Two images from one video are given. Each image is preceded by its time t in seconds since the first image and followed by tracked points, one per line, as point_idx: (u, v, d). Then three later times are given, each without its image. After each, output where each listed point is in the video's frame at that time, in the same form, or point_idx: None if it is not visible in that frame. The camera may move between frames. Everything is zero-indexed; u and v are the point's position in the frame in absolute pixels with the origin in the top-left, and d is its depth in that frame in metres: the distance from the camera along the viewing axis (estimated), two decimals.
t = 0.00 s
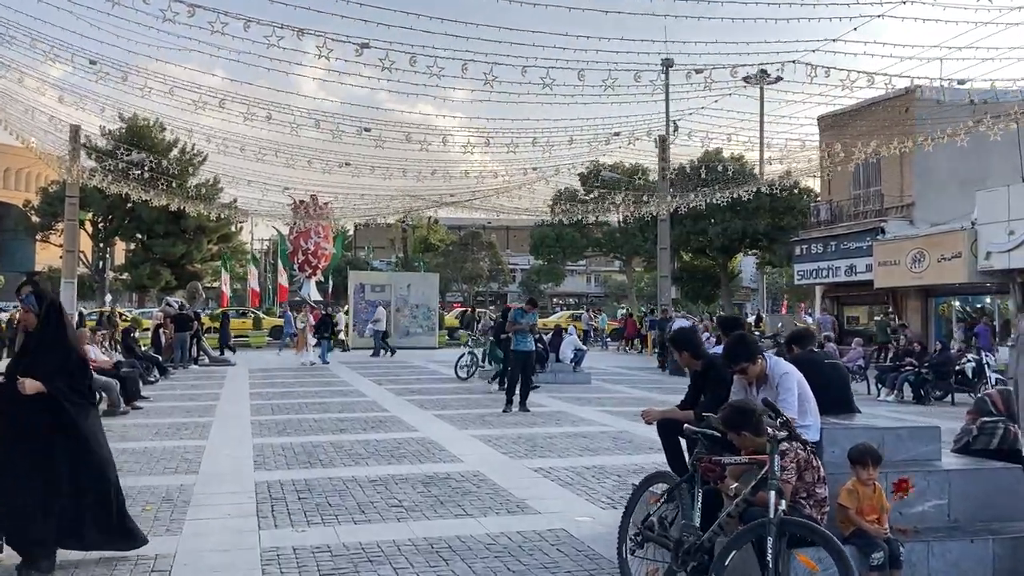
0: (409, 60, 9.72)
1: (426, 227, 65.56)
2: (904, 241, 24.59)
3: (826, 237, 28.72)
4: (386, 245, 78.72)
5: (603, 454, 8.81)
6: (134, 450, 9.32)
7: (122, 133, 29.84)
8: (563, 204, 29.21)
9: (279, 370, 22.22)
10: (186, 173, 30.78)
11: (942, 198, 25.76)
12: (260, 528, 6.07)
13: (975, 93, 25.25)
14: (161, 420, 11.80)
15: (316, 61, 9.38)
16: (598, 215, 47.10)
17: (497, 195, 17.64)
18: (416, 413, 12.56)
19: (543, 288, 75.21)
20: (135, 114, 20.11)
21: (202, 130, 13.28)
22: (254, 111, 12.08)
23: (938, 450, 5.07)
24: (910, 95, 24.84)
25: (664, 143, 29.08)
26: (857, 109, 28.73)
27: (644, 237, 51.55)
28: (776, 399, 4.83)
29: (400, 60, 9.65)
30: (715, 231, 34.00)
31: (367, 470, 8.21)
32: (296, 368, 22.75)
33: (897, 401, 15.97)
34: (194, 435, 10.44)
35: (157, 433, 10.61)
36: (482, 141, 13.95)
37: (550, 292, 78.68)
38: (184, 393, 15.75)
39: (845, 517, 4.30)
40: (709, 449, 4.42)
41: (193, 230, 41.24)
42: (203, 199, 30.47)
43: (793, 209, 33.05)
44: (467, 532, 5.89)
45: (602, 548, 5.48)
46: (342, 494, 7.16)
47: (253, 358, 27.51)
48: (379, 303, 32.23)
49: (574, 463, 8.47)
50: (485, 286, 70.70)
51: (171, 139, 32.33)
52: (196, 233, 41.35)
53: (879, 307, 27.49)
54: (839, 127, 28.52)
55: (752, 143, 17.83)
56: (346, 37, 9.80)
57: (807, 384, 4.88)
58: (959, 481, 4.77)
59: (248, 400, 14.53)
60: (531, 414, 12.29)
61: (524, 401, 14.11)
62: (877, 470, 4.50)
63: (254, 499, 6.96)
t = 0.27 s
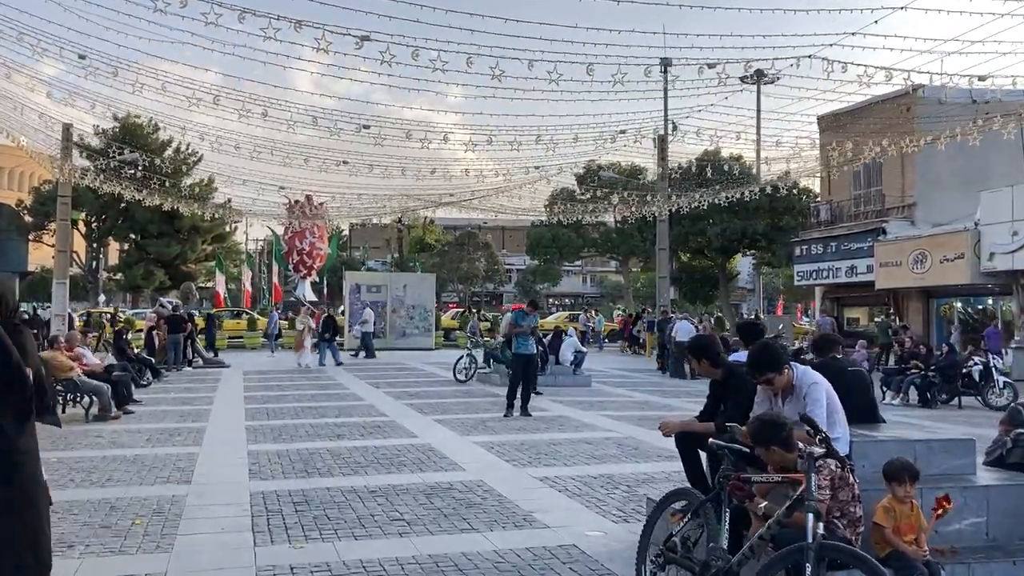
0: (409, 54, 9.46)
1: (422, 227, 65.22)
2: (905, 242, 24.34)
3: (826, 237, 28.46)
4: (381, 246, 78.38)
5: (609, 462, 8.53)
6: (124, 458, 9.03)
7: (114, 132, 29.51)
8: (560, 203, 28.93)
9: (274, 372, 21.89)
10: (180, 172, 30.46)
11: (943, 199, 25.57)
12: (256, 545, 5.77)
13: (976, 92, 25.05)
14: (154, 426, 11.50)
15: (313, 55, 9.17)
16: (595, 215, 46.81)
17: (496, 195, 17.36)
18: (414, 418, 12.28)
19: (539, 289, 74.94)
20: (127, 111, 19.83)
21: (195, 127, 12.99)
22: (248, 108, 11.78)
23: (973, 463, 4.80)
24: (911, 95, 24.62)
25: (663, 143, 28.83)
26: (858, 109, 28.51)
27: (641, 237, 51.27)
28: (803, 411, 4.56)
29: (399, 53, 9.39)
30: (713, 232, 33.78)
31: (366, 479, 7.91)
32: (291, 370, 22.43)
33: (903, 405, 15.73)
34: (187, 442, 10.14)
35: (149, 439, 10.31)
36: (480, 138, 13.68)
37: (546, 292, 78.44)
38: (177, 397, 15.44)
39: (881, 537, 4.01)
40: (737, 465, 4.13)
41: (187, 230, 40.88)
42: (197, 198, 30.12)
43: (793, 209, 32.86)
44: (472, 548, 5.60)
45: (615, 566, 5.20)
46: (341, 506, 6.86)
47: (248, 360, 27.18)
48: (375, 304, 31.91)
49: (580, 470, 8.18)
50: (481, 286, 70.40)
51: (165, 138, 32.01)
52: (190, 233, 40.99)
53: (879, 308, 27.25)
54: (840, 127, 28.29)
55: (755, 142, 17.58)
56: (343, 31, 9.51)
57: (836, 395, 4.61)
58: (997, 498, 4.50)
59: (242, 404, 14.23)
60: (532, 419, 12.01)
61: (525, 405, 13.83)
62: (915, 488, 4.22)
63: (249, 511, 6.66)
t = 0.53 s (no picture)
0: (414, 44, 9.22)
1: (420, 226, 64.94)
2: (910, 240, 24.09)
3: (829, 237, 28.22)
4: (379, 245, 78.13)
5: (619, 465, 8.28)
6: (119, 460, 8.76)
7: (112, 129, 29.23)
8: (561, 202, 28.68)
9: (273, 372, 21.63)
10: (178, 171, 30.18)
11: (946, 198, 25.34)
12: (256, 553, 5.51)
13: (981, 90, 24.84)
14: (150, 427, 11.23)
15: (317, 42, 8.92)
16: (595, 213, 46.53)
17: (497, 193, 17.12)
18: (416, 419, 12.02)
19: (538, 289, 74.70)
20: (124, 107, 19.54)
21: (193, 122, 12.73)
22: (245, 102, 11.51)
23: (1013, 468, 4.56)
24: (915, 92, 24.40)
25: (665, 140, 28.60)
26: (861, 107, 28.27)
27: (641, 237, 51.02)
28: (837, 412, 4.31)
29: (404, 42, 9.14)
30: (715, 231, 33.55)
31: (369, 483, 7.65)
32: (289, 371, 22.18)
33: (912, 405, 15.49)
34: (184, 444, 9.88)
35: (145, 442, 10.04)
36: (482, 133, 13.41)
37: (545, 292, 78.20)
38: (174, 397, 15.18)
39: (924, 547, 3.76)
40: (770, 471, 3.89)
41: (185, 229, 40.60)
42: (195, 196, 29.85)
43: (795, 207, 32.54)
44: (482, 557, 5.34)
45: None
46: (343, 512, 6.59)
47: (245, 359, 26.91)
48: (374, 303, 31.64)
49: (590, 473, 7.93)
50: (479, 286, 70.16)
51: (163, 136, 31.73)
52: (188, 232, 40.70)
53: (883, 307, 27.02)
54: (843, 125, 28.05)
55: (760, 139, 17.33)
56: (342, 21, 9.25)
57: (870, 397, 4.36)
58: None
59: (241, 404, 13.96)
60: (537, 420, 11.75)
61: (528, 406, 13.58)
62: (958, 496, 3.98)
63: (249, 517, 6.40)
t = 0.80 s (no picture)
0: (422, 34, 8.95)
1: (421, 226, 64.68)
2: (918, 240, 23.79)
3: (835, 236, 27.96)
4: (379, 245, 77.88)
5: (633, 472, 8.00)
6: (116, 467, 8.46)
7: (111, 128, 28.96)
8: (563, 201, 28.41)
9: (273, 373, 21.37)
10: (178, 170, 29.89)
11: (953, 197, 25.07)
12: (260, 567, 5.23)
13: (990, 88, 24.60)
14: (148, 431, 10.94)
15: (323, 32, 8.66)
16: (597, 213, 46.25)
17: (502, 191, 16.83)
18: (422, 422, 11.72)
19: (539, 289, 74.46)
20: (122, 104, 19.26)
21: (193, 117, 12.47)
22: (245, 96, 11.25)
23: None
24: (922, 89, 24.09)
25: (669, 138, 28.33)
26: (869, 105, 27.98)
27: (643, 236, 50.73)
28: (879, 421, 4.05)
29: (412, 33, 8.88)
30: (719, 231, 33.30)
31: (376, 490, 7.38)
32: (290, 371, 21.90)
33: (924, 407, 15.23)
34: (184, 449, 9.58)
35: (144, 446, 9.75)
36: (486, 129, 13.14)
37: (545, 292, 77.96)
38: (173, 399, 14.91)
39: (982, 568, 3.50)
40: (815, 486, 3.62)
41: (185, 228, 40.32)
42: (195, 195, 29.57)
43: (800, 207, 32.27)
44: (498, 571, 5.09)
45: None
46: (350, 523, 6.31)
47: (246, 360, 26.65)
48: (375, 303, 31.40)
49: (604, 479, 7.67)
50: (480, 286, 69.90)
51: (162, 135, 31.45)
52: (187, 232, 40.40)
53: (889, 307, 26.76)
54: (850, 123, 27.80)
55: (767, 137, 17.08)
56: (345, 11, 8.98)
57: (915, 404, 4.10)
58: None
59: (242, 406, 13.69)
60: (545, 423, 11.47)
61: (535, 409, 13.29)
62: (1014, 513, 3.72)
63: (251, 528, 6.13)
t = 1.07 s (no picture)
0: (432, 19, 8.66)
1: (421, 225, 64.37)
2: (929, 237, 23.46)
3: (843, 234, 27.64)
4: (380, 245, 77.58)
5: (651, 474, 7.70)
6: (114, 468, 8.15)
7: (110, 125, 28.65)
8: (567, 198, 28.08)
9: (275, 372, 21.07)
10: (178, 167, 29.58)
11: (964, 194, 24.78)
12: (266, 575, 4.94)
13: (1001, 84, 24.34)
14: (148, 431, 10.62)
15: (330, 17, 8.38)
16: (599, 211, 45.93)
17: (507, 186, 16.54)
18: (428, 422, 11.43)
19: (541, 288, 74.14)
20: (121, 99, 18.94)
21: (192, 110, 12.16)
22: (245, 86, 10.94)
23: None
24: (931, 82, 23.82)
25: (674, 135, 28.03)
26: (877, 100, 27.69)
27: (646, 235, 50.42)
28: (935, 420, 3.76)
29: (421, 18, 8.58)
30: (725, 229, 32.99)
31: (385, 493, 7.08)
32: (292, 370, 21.59)
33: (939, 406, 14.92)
34: (184, 449, 9.29)
35: (144, 446, 9.44)
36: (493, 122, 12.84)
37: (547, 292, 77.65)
38: (174, 399, 14.60)
39: None
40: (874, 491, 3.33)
41: (185, 227, 40.02)
42: (195, 193, 29.27)
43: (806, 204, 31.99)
44: None
45: None
46: (359, 527, 6.01)
47: (247, 359, 26.36)
48: (377, 302, 31.13)
49: (622, 481, 7.37)
50: (481, 285, 69.59)
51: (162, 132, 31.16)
52: (188, 230, 40.09)
53: (898, 306, 26.46)
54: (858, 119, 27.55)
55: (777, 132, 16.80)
56: None
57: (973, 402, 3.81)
58: None
59: (243, 406, 13.38)
60: (554, 422, 11.17)
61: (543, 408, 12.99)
62: None
63: (256, 533, 5.82)
